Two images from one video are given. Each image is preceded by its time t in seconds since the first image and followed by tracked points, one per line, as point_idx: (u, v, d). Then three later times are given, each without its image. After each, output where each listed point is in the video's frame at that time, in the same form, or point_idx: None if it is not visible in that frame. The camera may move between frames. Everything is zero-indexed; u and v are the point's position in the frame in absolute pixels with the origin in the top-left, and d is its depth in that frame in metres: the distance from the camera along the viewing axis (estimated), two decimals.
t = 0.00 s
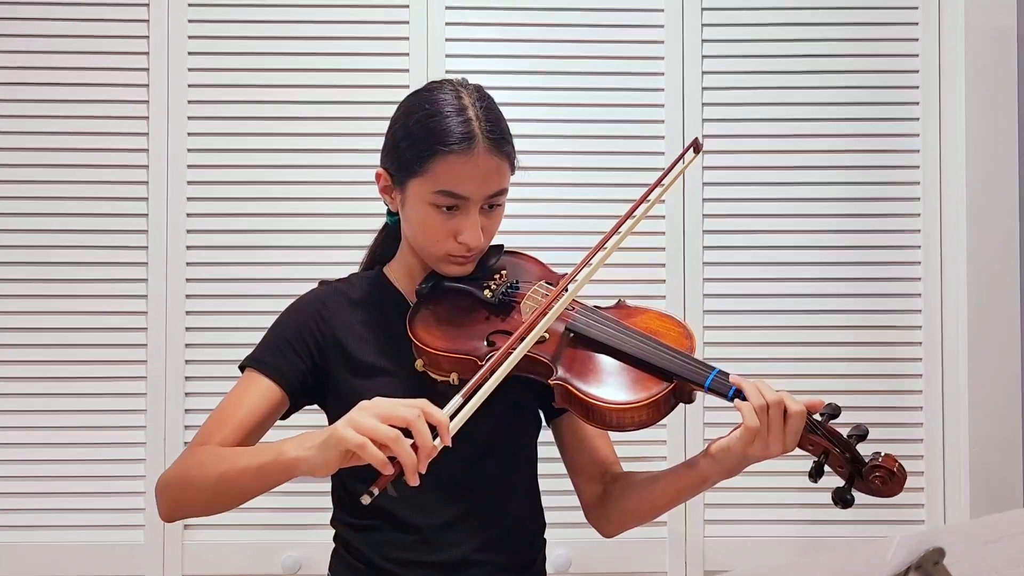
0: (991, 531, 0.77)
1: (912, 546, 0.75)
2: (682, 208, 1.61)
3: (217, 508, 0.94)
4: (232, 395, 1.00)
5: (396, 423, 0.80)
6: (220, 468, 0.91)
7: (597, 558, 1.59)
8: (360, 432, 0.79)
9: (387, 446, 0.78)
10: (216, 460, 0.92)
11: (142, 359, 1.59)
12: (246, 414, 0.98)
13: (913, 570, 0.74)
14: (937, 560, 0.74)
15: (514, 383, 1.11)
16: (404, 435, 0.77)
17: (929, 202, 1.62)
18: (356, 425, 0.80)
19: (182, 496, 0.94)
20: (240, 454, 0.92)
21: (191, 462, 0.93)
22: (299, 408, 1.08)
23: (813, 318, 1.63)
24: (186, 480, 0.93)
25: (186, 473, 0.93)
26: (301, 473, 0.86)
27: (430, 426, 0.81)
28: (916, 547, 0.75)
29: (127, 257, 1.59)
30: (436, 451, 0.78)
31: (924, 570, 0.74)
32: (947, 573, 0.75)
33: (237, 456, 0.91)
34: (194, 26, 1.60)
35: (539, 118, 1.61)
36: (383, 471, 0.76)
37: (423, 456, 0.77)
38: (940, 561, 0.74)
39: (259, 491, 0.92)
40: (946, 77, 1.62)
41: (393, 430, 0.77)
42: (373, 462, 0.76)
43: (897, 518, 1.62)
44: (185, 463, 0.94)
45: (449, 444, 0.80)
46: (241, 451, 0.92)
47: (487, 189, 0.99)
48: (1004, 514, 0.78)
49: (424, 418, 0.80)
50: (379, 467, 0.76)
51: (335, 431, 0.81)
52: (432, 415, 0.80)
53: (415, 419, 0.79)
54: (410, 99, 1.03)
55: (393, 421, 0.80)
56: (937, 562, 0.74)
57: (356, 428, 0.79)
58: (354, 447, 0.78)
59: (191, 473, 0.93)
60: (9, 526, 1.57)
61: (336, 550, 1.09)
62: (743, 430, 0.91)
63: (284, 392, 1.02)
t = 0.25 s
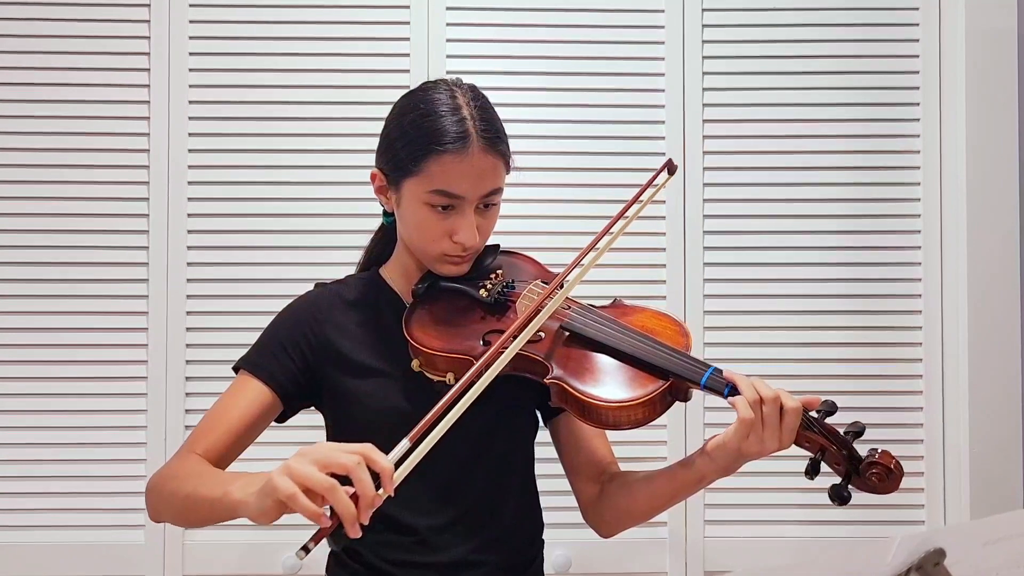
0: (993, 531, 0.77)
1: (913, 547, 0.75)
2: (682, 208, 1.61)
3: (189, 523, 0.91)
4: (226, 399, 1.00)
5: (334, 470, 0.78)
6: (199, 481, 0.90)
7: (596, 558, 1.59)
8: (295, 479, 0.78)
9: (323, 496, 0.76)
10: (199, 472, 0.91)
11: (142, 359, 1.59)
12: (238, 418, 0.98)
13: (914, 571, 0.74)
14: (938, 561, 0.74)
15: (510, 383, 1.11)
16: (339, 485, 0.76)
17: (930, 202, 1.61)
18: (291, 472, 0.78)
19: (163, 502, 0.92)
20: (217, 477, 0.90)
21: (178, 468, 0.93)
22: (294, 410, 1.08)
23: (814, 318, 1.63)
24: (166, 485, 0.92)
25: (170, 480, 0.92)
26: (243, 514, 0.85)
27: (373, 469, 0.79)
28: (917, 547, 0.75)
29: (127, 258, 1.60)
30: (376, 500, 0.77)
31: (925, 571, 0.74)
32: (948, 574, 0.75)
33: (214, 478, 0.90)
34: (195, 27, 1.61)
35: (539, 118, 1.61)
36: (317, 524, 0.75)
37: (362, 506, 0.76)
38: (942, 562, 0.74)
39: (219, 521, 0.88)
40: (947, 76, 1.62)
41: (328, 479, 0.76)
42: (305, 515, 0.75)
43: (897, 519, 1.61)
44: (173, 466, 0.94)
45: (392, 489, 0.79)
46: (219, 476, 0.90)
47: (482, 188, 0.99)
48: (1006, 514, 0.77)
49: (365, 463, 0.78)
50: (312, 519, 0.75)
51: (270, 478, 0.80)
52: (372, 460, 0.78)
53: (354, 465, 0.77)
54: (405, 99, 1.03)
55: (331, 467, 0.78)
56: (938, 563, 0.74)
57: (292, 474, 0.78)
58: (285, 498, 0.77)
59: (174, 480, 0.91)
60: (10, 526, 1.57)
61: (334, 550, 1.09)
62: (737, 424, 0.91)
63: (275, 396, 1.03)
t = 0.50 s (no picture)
0: (993, 531, 0.76)
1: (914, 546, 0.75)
2: (683, 208, 1.61)
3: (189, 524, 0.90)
4: (225, 401, 1.00)
5: (317, 482, 0.76)
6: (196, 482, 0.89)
7: (596, 558, 1.59)
8: (279, 492, 0.77)
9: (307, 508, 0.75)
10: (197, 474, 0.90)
11: (143, 358, 1.59)
12: (237, 419, 0.98)
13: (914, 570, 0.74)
14: (938, 559, 0.75)
15: (509, 382, 1.11)
16: (322, 495, 0.75)
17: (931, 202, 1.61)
18: (275, 485, 0.77)
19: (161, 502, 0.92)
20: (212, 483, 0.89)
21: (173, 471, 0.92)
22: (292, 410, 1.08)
23: (814, 318, 1.62)
24: (162, 487, 0.91)
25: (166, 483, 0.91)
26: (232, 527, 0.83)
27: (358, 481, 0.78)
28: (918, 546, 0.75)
29: (129, 257, 1.60)
30: (361, 511, 0.75)
31: (926, 570, 0.74)
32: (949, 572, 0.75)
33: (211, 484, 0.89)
34: (196, 27, 1.61)
35: (539, 117, 1.61)
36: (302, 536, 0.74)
37: (347, 516, 0.74)
38: (942, 561, 0.75)
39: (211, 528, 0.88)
40: (948, 76, 1.61)
41: (311, 491, 0.75)
42: (290, 527, 0.74)
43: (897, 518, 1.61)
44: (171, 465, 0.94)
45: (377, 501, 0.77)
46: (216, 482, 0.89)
47: (480, 187, 0.99)
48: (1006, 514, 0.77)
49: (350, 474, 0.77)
50: (298, 531, 0.74)
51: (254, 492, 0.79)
52: (357, 471, 0.76)
53: (338, 476, 0.76)
54: (403, 99, 1.04)
55: (315, 479, 0.77)
56: (938, 562, 0.75)
57: (275, 487, 0.76)
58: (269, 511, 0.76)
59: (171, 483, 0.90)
60: (11, 525, 1.58)
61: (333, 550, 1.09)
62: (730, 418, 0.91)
63: (275, 394, 1.03)
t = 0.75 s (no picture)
0: (992, 531, 0.76)
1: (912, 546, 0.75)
2: (683, 208, 1.61)
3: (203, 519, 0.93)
4: (228, 400, 1.00)
5: (365, 443, 0.78)
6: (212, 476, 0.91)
7: (596, 558, 1.59)
8: (329, 453, 0.78)
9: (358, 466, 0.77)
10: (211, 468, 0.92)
11: (143, 359, 1.59)
12: (243, 418, 0.99)
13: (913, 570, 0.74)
14: (937, 560, 0.74)
15: (508, 383, 1.11)
16: (373, 455, 0.76)
17: (931, 202, 1.61)
18: (324, 446, 0.78)
19: (167, 504, 0.94)
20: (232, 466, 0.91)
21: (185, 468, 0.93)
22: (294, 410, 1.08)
23: (813, 319, 1.62)
24: (177, 483, 0.93)
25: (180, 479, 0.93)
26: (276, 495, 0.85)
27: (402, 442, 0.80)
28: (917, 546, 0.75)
29: (129, 257, 1.60)
30: (408, 471, 0.77)
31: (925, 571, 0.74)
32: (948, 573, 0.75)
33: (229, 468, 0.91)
34: (196, 28, 1.61)
35: (539, 118, 1.61)
36: (354, 494, 0.75)
37: (395, 476, 0.76)
38: (942, 562, 0.75)
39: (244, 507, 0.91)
40: (948, 76, 1.61)
41: (362, 451, 0.76)
42: (343, 485, 0.76)
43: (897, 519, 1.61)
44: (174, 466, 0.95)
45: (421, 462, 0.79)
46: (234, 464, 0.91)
47: (479, 188, 0.99)
48: (1006, 514, 0.77)
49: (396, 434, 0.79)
50: (350, 490, 0.76)
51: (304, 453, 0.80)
52: (402, 433, 0.78)
53: (385, 439, 0.77)
54: (402, 100, 1.04)
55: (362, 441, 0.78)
56: (937, 563, 0.74)
57: (325, 447, 0.78)
58: (322, 470, 0.77)
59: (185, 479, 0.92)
60: (11, 525, 1.58)
61: (333, 550, 1.09)
62: (727, 416, 0.91)
63: (277, 395, 1.02)
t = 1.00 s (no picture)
0: (992, 531, 0.76)
1: (912, 546, 0.75)
2: (682, 208, 1.61)
3: (216, 512, 0.95)
4: (229, 399, 1.00)
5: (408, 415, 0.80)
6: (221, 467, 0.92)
7: (596, 558, 1.59)
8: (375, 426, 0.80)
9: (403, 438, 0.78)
10: (217, 460, 0.93)
11: (142, 359, 1.59)
12: (245, 416, 0.99)
13: (912, 570, 0.74)
14: (934, 561, 0.74)
15: (507, 383, 1.11)
16: (418, 427, 0.78)
17: (930, 202, 1.61)
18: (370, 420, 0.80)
19: (175, 505, 0.95)
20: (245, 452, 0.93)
21: (192, 463, 0.95)
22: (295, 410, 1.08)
23: (813, 319, 1.62)
24: (186, 477, 0.94)
25: (188, 475, 0.94)
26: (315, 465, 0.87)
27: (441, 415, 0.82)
28: (916, 546, 0.75)
29: (128, 257, 1.60)
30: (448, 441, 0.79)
31: (923, 571, 0.74)
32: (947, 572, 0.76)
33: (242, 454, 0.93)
34: (195, 27, 1.61)
35: (538, 118, 1.61)
36: (400, 463, 0.77)
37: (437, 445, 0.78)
38: (940, 562, 0.75)
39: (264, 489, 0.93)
40: (947, 76, 1.61)
41: (407, 423, 0.78)
42: (391, 455, 0.77)
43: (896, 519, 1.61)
44: (179, 465, 0.96)
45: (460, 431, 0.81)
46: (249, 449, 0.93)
47: (479, 187, 0.99)
48: (1006, 514, 0.77)
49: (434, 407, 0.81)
50: (397, 459, 0.77)
51: (351, 425, 0.82)
52: (441, 405, 0.80)
53: (426, 411, 0.79)
54: (401, 100, 1.04)
55: (405, 414, 0.80)
56: (935, 563, 0.75)
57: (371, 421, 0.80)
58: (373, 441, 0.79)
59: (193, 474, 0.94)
60: (11, 525, 1.58)
61: (332, 551, 1.09)
62: (727, 415, 0.91)
63: (278, 395, 1.02)
